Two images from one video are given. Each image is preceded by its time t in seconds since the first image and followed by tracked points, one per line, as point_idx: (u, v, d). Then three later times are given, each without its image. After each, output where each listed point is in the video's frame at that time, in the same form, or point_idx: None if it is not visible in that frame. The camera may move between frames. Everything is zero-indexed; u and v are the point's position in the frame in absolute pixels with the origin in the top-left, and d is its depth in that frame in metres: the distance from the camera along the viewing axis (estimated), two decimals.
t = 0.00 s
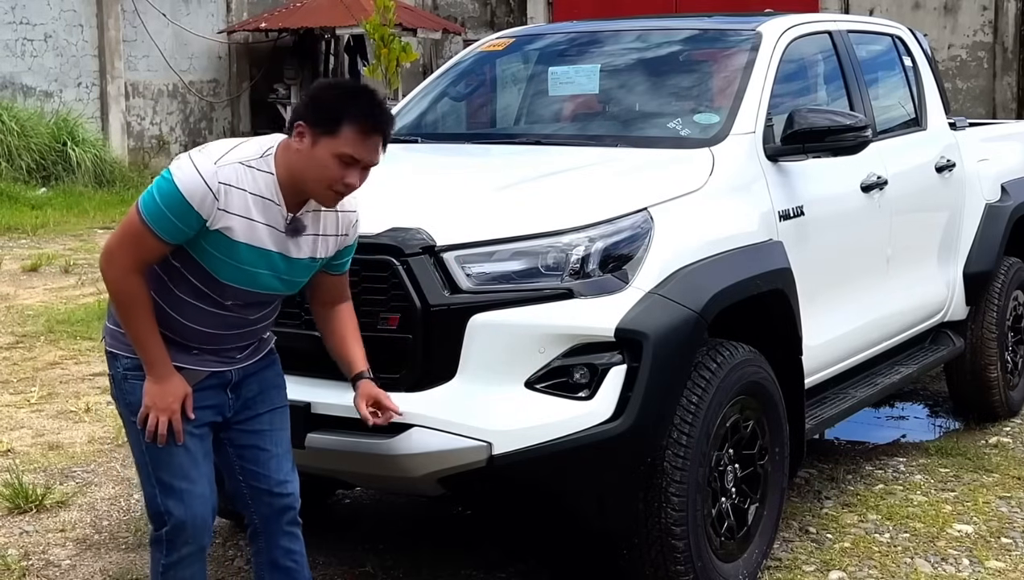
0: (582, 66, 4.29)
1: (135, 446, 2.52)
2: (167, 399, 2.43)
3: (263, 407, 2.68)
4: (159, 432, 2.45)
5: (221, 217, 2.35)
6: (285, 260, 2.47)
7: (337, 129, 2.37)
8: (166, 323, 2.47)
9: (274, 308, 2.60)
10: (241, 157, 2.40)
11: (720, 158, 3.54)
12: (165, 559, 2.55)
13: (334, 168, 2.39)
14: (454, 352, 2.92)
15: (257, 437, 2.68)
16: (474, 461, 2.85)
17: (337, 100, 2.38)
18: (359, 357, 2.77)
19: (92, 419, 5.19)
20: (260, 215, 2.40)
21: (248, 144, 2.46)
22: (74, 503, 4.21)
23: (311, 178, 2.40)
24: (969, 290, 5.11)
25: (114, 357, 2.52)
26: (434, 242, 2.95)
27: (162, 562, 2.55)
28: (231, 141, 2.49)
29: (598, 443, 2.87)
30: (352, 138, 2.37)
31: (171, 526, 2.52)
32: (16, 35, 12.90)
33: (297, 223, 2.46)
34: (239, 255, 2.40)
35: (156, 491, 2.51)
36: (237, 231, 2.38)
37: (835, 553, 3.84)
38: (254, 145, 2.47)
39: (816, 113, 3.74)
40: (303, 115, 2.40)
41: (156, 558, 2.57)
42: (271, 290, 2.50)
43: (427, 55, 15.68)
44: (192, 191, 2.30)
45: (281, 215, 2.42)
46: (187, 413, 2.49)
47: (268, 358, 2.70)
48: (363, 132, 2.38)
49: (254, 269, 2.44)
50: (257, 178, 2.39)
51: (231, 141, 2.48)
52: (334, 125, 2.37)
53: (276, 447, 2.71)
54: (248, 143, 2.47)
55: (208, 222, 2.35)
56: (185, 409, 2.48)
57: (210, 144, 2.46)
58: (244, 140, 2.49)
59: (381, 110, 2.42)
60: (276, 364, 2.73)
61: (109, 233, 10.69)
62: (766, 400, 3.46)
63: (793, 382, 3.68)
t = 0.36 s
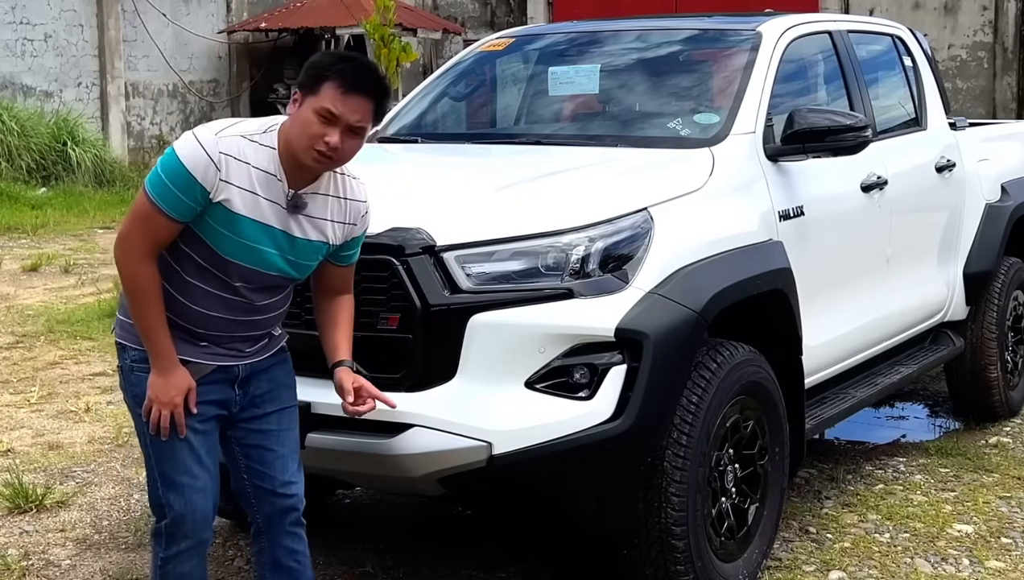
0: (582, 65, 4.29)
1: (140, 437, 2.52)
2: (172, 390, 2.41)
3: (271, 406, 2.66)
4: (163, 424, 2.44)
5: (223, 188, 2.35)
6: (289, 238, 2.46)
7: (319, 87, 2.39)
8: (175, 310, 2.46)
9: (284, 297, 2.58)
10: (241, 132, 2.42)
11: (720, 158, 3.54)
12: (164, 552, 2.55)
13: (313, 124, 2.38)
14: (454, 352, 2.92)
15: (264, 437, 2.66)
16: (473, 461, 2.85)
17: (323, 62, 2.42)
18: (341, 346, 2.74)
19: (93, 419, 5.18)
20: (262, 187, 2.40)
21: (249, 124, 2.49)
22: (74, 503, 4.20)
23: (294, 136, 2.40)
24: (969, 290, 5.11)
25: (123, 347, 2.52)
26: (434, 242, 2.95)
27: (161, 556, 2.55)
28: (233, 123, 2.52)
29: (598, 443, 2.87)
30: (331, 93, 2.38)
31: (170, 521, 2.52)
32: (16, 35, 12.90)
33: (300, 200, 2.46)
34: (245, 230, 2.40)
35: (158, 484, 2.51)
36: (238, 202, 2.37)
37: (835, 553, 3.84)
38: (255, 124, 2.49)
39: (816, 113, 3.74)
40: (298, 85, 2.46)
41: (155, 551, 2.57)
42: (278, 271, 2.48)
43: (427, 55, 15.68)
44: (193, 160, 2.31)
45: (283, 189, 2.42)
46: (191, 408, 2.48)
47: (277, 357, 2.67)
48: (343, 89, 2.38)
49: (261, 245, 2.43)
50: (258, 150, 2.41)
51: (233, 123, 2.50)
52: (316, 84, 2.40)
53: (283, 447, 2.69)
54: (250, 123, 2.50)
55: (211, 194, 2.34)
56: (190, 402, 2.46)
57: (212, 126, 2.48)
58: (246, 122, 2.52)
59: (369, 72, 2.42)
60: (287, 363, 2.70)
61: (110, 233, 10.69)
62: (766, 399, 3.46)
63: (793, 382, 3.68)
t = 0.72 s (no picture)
0: (582, 65, 4.29)
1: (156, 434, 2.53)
2: (189, 390, 2.43)
3: (287, 403, 2.67)
4: (179, 423, 2.46)
5: (238, 199, 2.36)
6: (306, 240, 2.48)
7: (369, 139, 2.37)
8: (192, 310, 2.48)
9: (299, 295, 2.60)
10: (252, 141, 2.43)
11: (720, 158, 3.54)
12: (174, 550, 2.56)
13: (365, 171, 2.42)
14: (454, 352, 2.92)
15: (278, 434, 2.67)
16: (473, 461, 2.84)
17: (366, 109, 2.35)
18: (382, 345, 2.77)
19: (93, 419, 5.18)
20: (279, 195, 2.41)
21: (259, 130, 2.49)
22: (74, 503, 4.20)
23: (343, 178, 2.43)
24: (969, 290, 5.11)
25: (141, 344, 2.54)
26: (434, 242, 2.95)
27: (171, 553, 2.56)
28: (243, 128, 2.52)
29: (598, 443, 2.87)
30: (384, 145, 2.39)
31: (183, 519, 2.53)
32: (16, 35, 12.91)
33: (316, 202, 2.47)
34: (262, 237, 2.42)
35: (172, 482, 2.52)
36: (254, 211, 2.39)
37: (835, 553, 3.84)
38: (266, 131, 2.50)
39: (816, 113, 3.74)
40: (328, 119, 2.37)
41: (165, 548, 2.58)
42: (297, 271, 2.51)
43: (427, 55, 15.68)
44: (208, 173, 2.32)
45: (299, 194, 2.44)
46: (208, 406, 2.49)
47: (293, 355, 2.69)
48: (393, 135, 2.39)
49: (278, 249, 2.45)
50: (270, 158, 2.42)
51: (243, 128, 2.51)
52: (366, 133, 2.36)
53: (297, 445, 2.70)
54: (259, 129, 2.50)
55: (226, 205, 2.36)
56: (207, 401, 2.47)
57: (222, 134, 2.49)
58: (255, 127, 2.52)
59: (405, 107, 2.42)
60: (302, 361, 2.72)
61: (110, 233, 10.69)
62: (766, 399, 3.46)
63: (793, 382, 3.68)
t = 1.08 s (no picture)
0: (582, 65, 4.29)
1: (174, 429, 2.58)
2: (206, 387, 2.48)
3: (307, 401, 2.68)
4: (196, 420, 2.50)
5: (238, 211, 2.38)
6: (315, 243, 2.48)
7: (372, 155, 2.36)
8: (208, 309, 2.52)
9: (317, 292, 2.62)
10: (254, 151, 2.43)
11: (720, 158, 3.54)
12: (184, 544, 2.60)
13: (369, 184, 2.41)
14: (454, 351, 2.92)
15: (297, 432, 2.69)
16: (472, 462, 2.85)
17: (369, 127, 2.33)
18: (500, 305, 2.80)
19: (92, 419, 5.18)
20: (281, 203, 2.42)
21: (263, 138, 2.49)
22: (74, 503, 4.20)
23: (348, 190, 2.43)
24: (969, 290, 5.11)
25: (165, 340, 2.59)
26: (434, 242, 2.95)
27: (181, 546, 2.61)
28: (246, 134, 2.52)
29: (598, 443, 2.87)
30: (388, 161, 2.38)
31: (195, 514, 2.57)
32: (16, 35, 12.91)
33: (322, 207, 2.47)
34: (269, 245, 2.44)
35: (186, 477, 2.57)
36: (258, 223, 2.40)
37: (835, 553, 3.84)
38: (268, 138, 2.49)
39: (816, 113, 3.74)
40: (331, 135, 2.36)
41: (176, 541, 2.62)
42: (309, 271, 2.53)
43: (427, 55, 15.69)
44: (209, 188, 2.34)
45: (305, 203, 2.44)
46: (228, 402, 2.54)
47: (315, 353, 2.69)
48: (396, 150, 2.38)
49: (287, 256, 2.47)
50: (271, 168, 2.41)
51: (246, 135, 2.51)
52: (368, 151, 2.35)
53: (314, 443, 2.70)
54: (263, 136, 2.50)
55: (228, 217, 2.38)
56: (225, 397, 2.52)
57: (225, 141, 2.49)
58: (260, 133, 2.51)
59: (407, 121, 2.40)
60: (326, 359, 2.73)
61: (110, 233, 10.68)
62: (766, 400, 3.46)
63: (793, 382, 3.67)
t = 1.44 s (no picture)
0: (582, 66, 4.30)
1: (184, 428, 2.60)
2: (217, 386, 2.49)
3: (317, 402, 2.69)
4: (206, 419, 2.52)
5: (247, 212, 2.39)
6: (325, 244, 2.49)
7: (382, 162, 2.37)
8: (221, 310, 2.53)
9: (330, 293, 2.62)
10: (263, 151, 2.43)
11: (720, 158, 3.54)
12: (190, 540, 2.61)
13: (377, 189, 2.42)
14: (454, 351, 2.93)
15: (306, 432, 2.69)
16: (472, 461, 2.85)
17: (380, 134, 2.34)
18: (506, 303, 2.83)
19: (93, 419, 5.18)
20: (290, 204, 2.42)
21: (273, 139, 2.49)
22: (74, 502, 4.21)
23: (355, 195, 2.43)
24: (969, 290, 5.12)
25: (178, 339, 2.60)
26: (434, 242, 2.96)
27: (185, 542, 2.62)
28: (257, 135, 2.53)
29: (598, 443, 2.88)
30: (396, 168, 2.39)
31: (201, 511, 2.58)
32: (16, 35, 12.92)
33: (333, 207, 2.48)
34: (279, 246, 2.45)
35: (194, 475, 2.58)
36: (267, 223, 2.41)
37: (835, 553, 3.84)
38: (279, 138, 2.50)
39: (816, 113, 3.75)
40: (341, 139, 2.37)
41: (181, 538, 2.63)
42: (320, 272, 2.54)
43: (427, 55, 15.69)
44: (217, 189, 2.34)
45: (314, 203, 2.45)
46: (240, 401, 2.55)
47: (327, 352, 2.69)
48: (405, 158, 2.39)
49: (297, 255, 2.48)
50: (280, 168, 2.42)
51: (257, 137, 2.51)
52: (379, 157, 2.36)
53: (323, 443, 2.71)
54: (273, 137, 2.50)
55: (236, 217, 2.39)
56: (237, 396, 2.53)
57: (235, 143, 2.50)
58: (269, 134, 2.52)
59: (417, 130, 2.41)
60: (339, 360, 2.73)
61: (110, 233, 10.68)
62: (766, 399, 3.46)
63: (793, 382, 3.68)
